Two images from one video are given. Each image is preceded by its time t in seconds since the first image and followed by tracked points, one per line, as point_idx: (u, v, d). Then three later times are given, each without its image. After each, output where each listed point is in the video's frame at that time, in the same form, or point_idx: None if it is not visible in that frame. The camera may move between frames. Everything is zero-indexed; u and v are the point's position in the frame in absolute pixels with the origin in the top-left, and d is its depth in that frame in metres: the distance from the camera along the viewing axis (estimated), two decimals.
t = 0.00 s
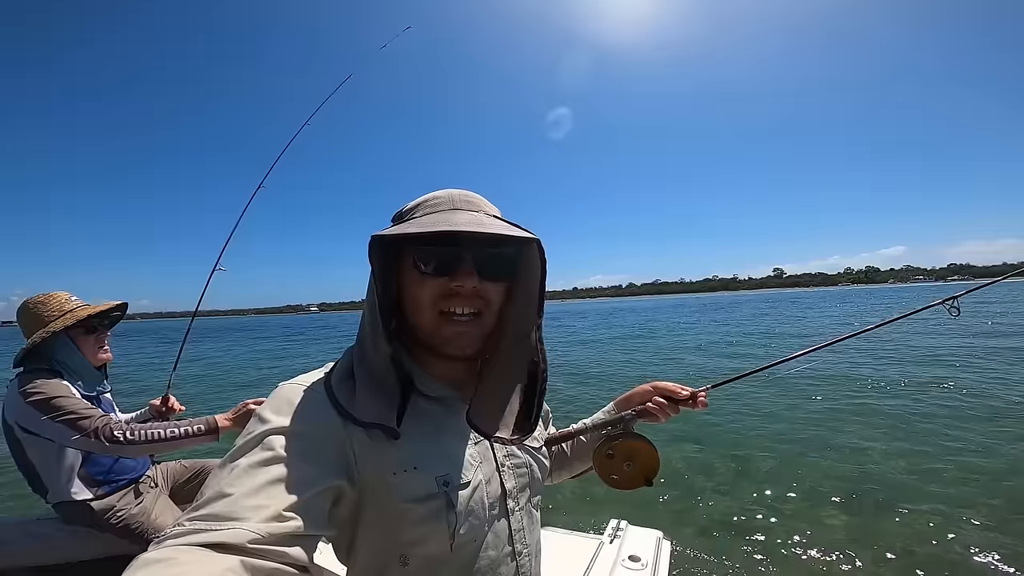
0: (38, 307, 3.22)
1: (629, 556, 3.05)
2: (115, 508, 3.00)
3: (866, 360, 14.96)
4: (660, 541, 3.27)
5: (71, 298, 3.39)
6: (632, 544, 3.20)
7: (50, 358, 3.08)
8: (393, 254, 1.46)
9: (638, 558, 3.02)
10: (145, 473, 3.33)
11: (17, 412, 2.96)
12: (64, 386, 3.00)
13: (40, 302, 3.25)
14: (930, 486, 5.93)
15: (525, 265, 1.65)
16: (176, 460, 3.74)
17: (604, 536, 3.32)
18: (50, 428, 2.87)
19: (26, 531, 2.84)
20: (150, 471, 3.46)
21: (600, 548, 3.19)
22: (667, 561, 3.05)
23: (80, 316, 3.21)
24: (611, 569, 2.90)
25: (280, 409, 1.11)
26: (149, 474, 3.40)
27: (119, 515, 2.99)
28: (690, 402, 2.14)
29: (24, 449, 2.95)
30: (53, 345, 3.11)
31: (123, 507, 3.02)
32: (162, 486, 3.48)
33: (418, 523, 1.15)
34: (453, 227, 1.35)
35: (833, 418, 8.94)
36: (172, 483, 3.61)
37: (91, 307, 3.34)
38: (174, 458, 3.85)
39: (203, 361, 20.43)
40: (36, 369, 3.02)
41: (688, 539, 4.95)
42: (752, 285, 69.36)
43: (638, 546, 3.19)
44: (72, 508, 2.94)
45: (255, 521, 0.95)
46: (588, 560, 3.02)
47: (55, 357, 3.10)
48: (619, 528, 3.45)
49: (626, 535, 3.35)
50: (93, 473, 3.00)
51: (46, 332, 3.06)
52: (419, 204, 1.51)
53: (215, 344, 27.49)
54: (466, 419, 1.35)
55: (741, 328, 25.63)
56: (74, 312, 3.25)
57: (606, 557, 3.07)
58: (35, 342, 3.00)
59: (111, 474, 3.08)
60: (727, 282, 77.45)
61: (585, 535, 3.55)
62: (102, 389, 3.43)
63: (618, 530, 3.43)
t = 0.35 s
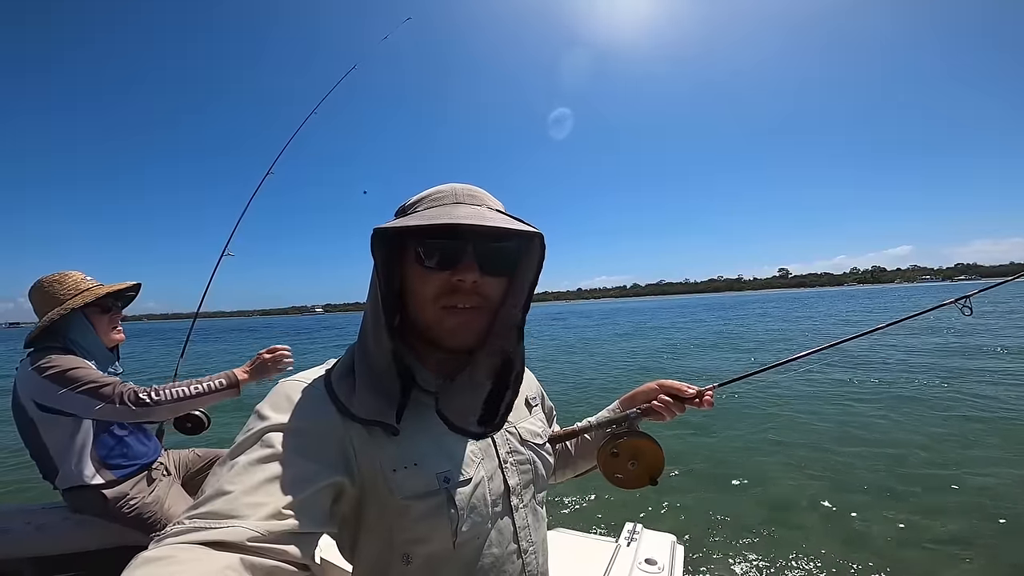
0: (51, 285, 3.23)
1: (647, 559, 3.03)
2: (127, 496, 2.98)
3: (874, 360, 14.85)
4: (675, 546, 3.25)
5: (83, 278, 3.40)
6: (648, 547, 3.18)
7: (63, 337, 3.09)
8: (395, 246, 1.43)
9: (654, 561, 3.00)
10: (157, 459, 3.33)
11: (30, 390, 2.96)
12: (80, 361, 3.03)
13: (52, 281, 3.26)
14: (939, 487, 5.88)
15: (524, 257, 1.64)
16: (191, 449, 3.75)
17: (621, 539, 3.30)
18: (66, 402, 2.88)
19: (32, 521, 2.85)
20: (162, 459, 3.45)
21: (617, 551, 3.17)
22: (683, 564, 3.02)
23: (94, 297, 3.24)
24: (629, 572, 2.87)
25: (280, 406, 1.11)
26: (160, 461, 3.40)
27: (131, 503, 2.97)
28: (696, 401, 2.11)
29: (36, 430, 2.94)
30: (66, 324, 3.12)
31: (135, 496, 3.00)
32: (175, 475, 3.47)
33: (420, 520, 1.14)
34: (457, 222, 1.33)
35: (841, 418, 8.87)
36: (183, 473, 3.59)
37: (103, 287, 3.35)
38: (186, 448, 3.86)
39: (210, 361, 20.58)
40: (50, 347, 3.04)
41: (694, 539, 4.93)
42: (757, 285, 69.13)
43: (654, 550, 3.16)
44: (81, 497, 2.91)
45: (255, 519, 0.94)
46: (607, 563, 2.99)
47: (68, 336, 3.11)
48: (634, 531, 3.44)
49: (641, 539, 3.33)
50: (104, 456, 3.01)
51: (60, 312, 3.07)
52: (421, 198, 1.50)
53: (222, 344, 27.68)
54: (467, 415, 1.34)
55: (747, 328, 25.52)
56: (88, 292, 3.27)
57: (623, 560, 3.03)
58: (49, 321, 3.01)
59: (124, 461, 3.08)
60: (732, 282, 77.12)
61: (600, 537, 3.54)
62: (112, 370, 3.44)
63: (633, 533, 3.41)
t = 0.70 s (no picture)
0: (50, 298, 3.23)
1: (640, 553, 3.03)
2: (137, 501, 2.99)
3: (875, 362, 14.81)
4: (669, 540, 3.24)
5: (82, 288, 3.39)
6: (641, 541, 3.18)
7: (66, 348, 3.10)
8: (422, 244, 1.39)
9: (647, 554, 3.01)
10: (164, 465, 3.34)
11: (37, 400, 2.96)
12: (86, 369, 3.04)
13: (51, 293, 3.26)
14: (938, 491, 5.87)
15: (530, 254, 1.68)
16: (195, 455, 3.75)
17: (614, 534, 3.29)
18: (77, 403, 2.89)
19: (41, 524, 2.89)
20: (169, 464, 3.45)
21: (609, 546, 3.16)
22: (676, 558, 3.03)
23: (92, 309, 3.22)
24: (622, 566, 2.88)
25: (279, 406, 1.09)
26: (167, 467, 3.40)
27: (140, 508, 2.99)
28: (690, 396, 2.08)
29: (47, 436, 2.94)
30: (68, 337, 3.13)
31: (145, 501, 3.02)
32: (182, 481, 3.49)
33: (422, 519, 1.14)
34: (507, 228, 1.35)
35: (840, 421, 8.85)
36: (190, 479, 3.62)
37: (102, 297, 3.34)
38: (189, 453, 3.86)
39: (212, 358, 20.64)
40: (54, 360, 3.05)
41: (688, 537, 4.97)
42: (759, 287, 69.01)
43: (647, 543, 3.17)
44: (92, 501, 2.92)
45: (254, 520, 0.94)
46: (597, 560, 2.97)
47: (71, 348, 3.12)
48: (627, 526, 3.43)
49: (635, 533, 3.32)
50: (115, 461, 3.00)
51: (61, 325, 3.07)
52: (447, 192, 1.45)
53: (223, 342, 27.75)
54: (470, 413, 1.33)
55: (748, 330, 25.48)
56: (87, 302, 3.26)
57: (615, 555, 3.03)
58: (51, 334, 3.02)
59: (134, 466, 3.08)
60: (734, 284, 77.01)
61: (594, 533, 3.52)
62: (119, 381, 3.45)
63: (626, 528, 3.39)
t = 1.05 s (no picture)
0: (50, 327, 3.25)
1: (633, 548, 3.02)
2: (142, 516, 3.05)
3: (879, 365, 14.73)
4: (664, 535, 3.24)
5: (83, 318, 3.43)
6: (635, 537, 3.17)
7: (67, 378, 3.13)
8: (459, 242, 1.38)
9: (642, 549, 3.00)
10: (168, 482, 3.37)
11: (36, 432, 3.00)
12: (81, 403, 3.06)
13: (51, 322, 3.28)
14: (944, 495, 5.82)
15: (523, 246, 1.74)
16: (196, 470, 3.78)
17: (606, 530, 3.27)
18: (69, 440, 2.94)
19: (53, 540, 2.83)
20: (173, 480, 3.49)
21: (601, 542, 3.14)
22: (671, 553, 3.02)
23: (100, 337, 3.29)
24: (616, 561, 2.87)
25: (280, 405, 1.08)
26: (171, 483, 3.43)
27: (145, 523, 3.04)
28: (686, 391, 2.07)
29: (47, 462, 3.00)
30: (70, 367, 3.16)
31: (150, 515, 3.07)
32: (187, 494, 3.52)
33: (426, 517, 1.14)
34: (545, 231, 1.44)
35: (844, 424, 8.80)
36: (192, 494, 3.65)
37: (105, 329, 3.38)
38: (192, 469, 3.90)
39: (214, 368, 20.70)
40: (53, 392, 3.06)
41: (689, 546, 4.97)
42: (763, 290, 68.85)
43: (641, 538, 3.16)
44: (98, 518, 2.97)
45: (255, 522, 0.93)
46: (590, 556, 2.95)
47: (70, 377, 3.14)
48: (620, 521, 3.40)
49: (628, 529, 3.31)
50: (122, 482, 3.05)
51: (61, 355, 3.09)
52: (473, 189, 1.45)
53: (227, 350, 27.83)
54: (473, 411, 1.33)
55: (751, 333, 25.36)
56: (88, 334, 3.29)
57: (608, 550, 3.02)
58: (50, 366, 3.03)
59: (140, 483, 3.14)
60: (739, 288, 76.62)
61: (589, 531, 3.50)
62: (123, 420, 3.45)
63: (620, 524, 3.37)
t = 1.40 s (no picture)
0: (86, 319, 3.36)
1: (626, 556, 2.99)
2: (129, 509, 3.09)
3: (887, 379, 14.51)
4: (659, 542, 3.21)
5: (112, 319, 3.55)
6: (629, 545, 3.13)
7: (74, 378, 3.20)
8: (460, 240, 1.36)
9: (635, 558, 2.96)
10: (157, 475, 3.41)
11: (24, 426, 3.06)
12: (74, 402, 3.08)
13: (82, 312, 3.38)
14: (953, 514, 5.71)
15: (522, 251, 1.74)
16: (190, 463, 3.82)
17: (600, 536, 3.23)
18: (45, 437, 2.98)
19: (42, 531, 2.89)
20: (162, 473, 3.52)
21: (594, 548, 3.11)
22: (665, 561, 2.98)
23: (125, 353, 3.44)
24: (608, 568, 2.84)
25: (280, 406, 1.08)
26: (161, 476, 3.47)
27: (132, 516, 3.08)
28: (684, 395, 2.05)
29: (36, 458, 3.06)
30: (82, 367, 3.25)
31: (137, 508, 3.11)
32: (176, 488, 3.55)
33: (427, 517, 1.13)
34: (547, 234, 1.44)
35: (851, 439, 8.65)
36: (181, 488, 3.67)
37: (130, 343, 3.53)
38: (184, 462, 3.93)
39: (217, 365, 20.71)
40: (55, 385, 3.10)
41: (688, 556, 4.91)
42: (772, 301, 68.34)
43: (635, 546, 3.12)
44: (85, 512, 3.03)
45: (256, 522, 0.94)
46: (582, 562, 2.92)
47: (79, 379, 3.22)
48: (615, 528, 3.37)
49: (623, 536, 3.27)
50: (110, 477, 3.07)
51: (88, 361, 3.22)
52: (477, 190, 1.45)
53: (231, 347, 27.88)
54: (472, 412, 1.32)
55: (757, 345, 25.07)
56: (115, 345, 3.43)
57: (601, 556, 3.00)
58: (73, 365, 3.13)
59: (130, 478, 3.16)
60: (747, 298, 76.18)
61: (583, 537, 3.47)
62: (116, 422, 3.44)
63: (614, 531, 3.34)
